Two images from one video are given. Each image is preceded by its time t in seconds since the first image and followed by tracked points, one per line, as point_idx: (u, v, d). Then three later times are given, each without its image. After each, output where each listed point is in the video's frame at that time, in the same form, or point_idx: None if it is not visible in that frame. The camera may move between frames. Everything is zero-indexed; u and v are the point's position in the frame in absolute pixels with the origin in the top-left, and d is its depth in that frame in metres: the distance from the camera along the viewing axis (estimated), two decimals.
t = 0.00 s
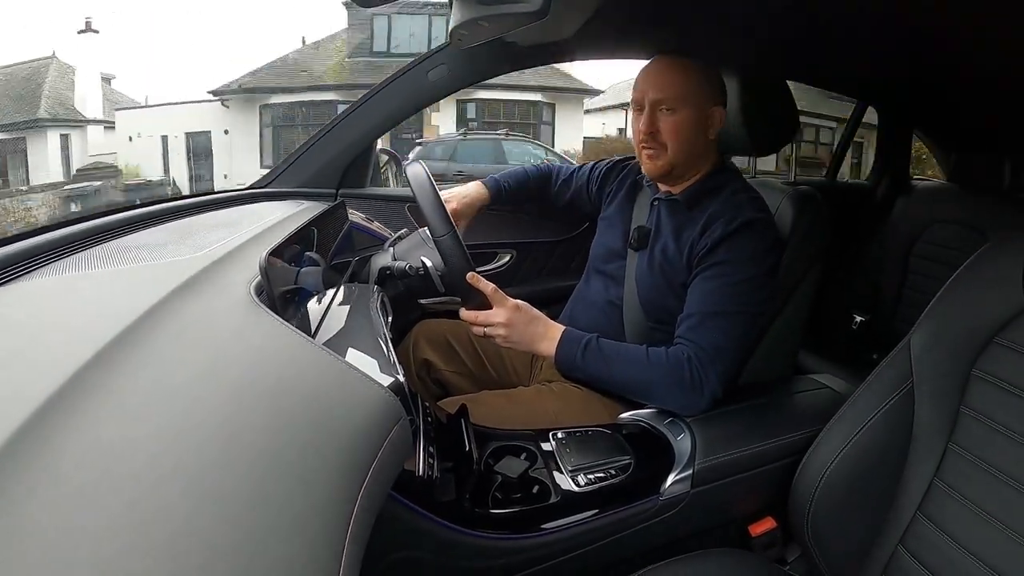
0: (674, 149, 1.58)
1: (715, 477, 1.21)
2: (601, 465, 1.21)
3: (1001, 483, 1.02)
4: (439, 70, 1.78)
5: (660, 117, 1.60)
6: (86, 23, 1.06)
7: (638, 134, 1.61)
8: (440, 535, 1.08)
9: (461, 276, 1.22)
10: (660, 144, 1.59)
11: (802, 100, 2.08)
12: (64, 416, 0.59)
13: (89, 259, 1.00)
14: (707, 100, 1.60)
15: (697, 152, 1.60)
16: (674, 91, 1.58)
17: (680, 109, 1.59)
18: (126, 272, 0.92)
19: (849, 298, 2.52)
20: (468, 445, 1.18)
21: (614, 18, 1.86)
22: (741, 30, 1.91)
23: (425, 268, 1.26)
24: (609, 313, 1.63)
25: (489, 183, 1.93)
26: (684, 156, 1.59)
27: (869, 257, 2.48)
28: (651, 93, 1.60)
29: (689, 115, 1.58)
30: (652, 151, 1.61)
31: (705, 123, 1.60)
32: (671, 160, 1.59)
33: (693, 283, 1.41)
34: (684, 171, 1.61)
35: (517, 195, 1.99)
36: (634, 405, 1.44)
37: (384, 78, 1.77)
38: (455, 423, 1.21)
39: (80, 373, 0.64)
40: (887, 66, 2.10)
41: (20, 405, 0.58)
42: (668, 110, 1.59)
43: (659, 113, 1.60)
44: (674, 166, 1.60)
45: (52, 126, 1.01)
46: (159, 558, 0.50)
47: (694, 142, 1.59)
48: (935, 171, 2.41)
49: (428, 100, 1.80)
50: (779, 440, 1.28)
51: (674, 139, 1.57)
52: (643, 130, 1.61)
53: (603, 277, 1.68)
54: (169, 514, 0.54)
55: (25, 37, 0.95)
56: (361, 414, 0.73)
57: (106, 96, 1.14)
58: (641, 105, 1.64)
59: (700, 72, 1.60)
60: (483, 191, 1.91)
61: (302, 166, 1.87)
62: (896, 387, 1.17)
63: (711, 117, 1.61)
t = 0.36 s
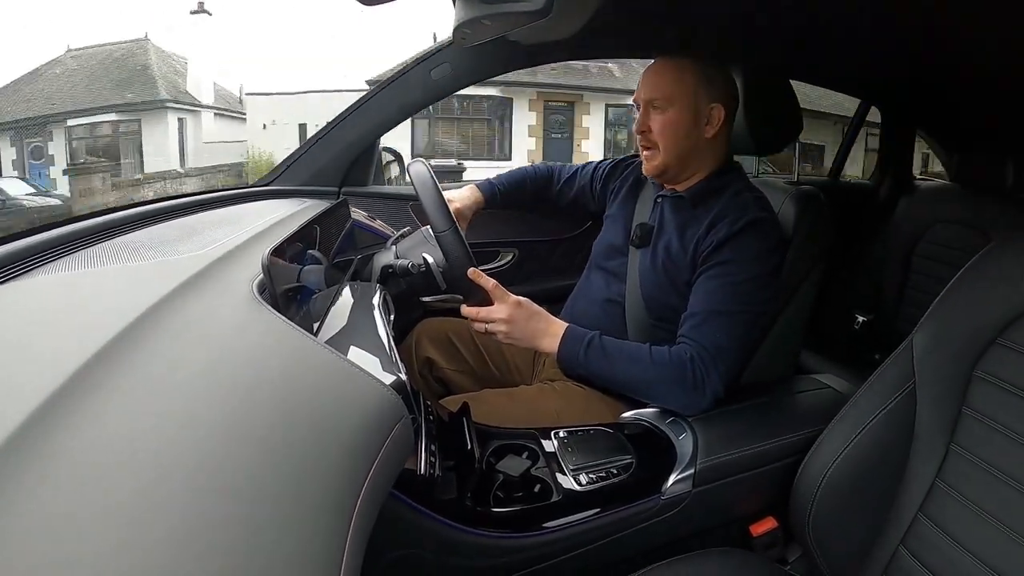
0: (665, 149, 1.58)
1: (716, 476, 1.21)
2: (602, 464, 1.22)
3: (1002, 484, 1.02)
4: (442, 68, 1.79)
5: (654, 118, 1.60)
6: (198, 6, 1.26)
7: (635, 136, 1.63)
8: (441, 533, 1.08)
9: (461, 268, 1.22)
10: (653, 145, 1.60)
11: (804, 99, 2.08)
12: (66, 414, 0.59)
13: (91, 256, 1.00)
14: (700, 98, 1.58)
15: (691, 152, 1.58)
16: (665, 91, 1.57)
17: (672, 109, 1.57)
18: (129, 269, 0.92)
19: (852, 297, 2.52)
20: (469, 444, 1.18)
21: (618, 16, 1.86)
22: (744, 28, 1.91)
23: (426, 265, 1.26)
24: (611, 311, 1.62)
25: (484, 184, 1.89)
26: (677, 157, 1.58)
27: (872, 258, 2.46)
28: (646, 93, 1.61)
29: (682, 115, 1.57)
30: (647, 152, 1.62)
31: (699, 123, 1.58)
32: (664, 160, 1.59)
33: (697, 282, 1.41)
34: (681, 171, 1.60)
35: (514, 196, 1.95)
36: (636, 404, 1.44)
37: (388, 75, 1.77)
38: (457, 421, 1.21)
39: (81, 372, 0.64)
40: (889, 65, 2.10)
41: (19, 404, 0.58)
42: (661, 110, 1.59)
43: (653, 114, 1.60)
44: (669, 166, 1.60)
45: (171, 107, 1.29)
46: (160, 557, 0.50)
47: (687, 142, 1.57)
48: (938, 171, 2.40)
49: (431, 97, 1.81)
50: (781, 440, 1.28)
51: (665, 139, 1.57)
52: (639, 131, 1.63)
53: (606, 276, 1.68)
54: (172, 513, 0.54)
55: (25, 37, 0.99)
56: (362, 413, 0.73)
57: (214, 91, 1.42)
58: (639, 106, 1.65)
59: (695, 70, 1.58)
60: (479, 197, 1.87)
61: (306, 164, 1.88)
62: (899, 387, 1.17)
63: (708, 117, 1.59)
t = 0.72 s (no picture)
0: (666, 146, 1.58)
1: (719, 475, 1.21)
2: (604, 462, 1.22)
3: (1004, 484, 1.02)
4: (444, 67, 1.78)
5: (655, 115, 1.60)
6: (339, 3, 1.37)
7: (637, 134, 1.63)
8: (444, 531, 1.08)
9: (467, 275, 1.23)
10: (654, 142, 1.60)
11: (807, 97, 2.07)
12: (66, 414, 0.58)
13: (93, 255, 1.00)
14: (702, 95, 1.57)
15: (692, 149, 1.58)
16: (665, 87, 1.58)
17: (672, 105, 1.58)
18: (131, 268, 0.92)
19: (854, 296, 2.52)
20: (471, 442, 1.19)
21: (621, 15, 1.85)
22: (745, 26, 1.91)
23: (430, 266, 1.25)
24: (613, 310, 1.62)
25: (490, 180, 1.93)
26: (678, 154, 1.58)
27: (874, 256, 2.48)
28: (646, 91, 1.61)
29: (682, 111, 1.57)
30: (649, 149, 1.62)
31: (700, 119, 1.58)
32: (665, 158, 1.59)
33: (699, 280, 1.41)
34: (682, 168, 1.60)
35: (517, 193, 1.99)
36: (638, 403, 1.44)
37: (390, 74, 1.77)
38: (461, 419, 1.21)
39: (81, 371, 0.64)
40: (890, 64, 2.10)
41: (20, 404, 0.58)
42: (661, 107, 1.59)
43: (655, 112, 1.60)
44: (671, 163, 1.59)
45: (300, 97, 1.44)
46: (162, 556, 0.50)
47: (688, 138, 1.57)
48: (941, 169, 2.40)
49: (434, 96, 1.81)
50: (783, 439, 1.28)
51: (666, 136, 1.57)
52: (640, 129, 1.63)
53: (607, 274, 1.68)
54: (174, 512, 0.54)
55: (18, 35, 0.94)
56: (365, 412, 0.73)
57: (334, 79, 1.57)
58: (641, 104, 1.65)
59: (695, 66, 1.59)
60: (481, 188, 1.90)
61: (307, 163, 1.86)
62: (901, 386, 1.17)
63: (708, 112, 1.58)
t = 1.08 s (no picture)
0: (665, 147, 1.58)
1: (719, 475, 1.21)
2: (605, 462, 1.22)
3: (1005, 484, 1.02)
4: (446, 66, 1.78)
5: (654, 116, 1.60)
6: None
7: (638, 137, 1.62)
8: (444, 531, 1.08)
9: (468, 274, 1.23)
10: (655, 145, 1.60)
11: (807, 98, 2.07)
12: (65, 415, 0.58)
13: (93, 255, 1.00)
14: (702, 97, 1.57)
15: (691, 149, 1.58)
16: (664, 88, 1.57)
17: (671, 106, 1.57)
18: (132, 267, 0.92)
19: (855, 296, 2.52)
20: (472, 442, 1.19)
21: (621, 15, 1.85)
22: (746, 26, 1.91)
23: (431, 266, 1.25)
24: (614, 309, 1.62)
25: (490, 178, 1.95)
26: (677, 154, 1.58)
27: (874, 256, 2.48)
28: (644, 94, 1.60)
29: (681, 112, 1.57)
30: (648, 149, 1.62)
31: (698, 119, 1.58)
32: (664, 158, 1.59)
33: (700, 280, 1.41)
34: (682, 168, 1.60)
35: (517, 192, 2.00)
36: (638, 402, 1.44)
37: (391, 74, 1.77)
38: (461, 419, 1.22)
39: (82, 371, 0.64)
40: (892, 64, 2.10)
41: (20, 404, 0.58)
42: (660, 108, 1.59)
43: (655, 115, 1.60)
44: (670, 163, 1.60)
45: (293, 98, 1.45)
46: (161, 557, 0.50)
47: (687, 139, 1.57)
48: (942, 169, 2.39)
49: (435, 95, 1.81)
50: (783, 439, 1.28)
51: (665, 137, 1.57)
52: (640, 131, 1.62)
53: (608, 273, 1.68)
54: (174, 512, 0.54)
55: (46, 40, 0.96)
56: (364, 412, 0.73)
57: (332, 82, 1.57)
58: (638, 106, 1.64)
59: (693, 67, 1.58)
60: (483, 187, 1.92)
61: (308, 163, 1.87)
62: (901, 387, 1.17)
63: (707, 113, 1.58)
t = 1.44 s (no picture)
0: (672, 138, 1.57)
1: (719, 475, 1.21)
2: (605, 462, 1.22)
3: (1005, 483, 1.02)
4: (446, 66, 1.78)
5: (660, 108, 1.60)
6: None
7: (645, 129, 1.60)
8: (444, 531, 1.08)
9: (468, 277, 1.23)
10: (665, 138, 1.58)
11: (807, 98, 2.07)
12: (66, 415, 0.58)
13: (92, 254, 1.00)
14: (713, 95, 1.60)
15: (700, 146, 1.59)
16: (678, 82, 1.58)
17: (680, 98, 1.58)
18: (132, 267, 0.92)
19: (855, 296, 2.52)
20: (472, 443, 1.19)
21: (621, 15, 1.86)
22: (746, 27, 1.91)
23: (430, 266, 1.26)
24: (614, 309, 1.62)
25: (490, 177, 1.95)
26: (683, 147, 1.57)
27: (874, 256, 2.48)
28: (657, 86, 1.60)
29: (689, 105, 1.57)
30: (653, 141, 1.61)
31: (705, 114, 1.58)
32: (670, 150, 1.58)
33: (700, 280, 1.41)
34: (685, 162, 1.60)
35: (517, 192, 2.00)
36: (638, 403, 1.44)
37: (393, 73, 1.77)
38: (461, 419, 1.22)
39: (82, 371, 0.64)
40: (892, 64, 2.10)
41: (20, 404, 0.58)
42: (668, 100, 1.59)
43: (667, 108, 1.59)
44: (674, 156, 1.59)
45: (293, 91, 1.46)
46: (161, 558, 0.50)
47: (693, 132, 1.57)
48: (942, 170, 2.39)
49: (435, 95, 1.81)
50: (783, 439, 1.28)
51: (673, 127, 1.57)
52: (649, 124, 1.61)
53: (608, 273, 1.68)
54: (173, 513, 0.54)
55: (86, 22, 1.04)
56: (365, 411, 0.73)
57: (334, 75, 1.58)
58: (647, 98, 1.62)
59: (701, 63, 1.60)
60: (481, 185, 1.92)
61: (307, 162, 1.87)
62: (902, 387, 1.17)
63: (713, 109, 1.59)
